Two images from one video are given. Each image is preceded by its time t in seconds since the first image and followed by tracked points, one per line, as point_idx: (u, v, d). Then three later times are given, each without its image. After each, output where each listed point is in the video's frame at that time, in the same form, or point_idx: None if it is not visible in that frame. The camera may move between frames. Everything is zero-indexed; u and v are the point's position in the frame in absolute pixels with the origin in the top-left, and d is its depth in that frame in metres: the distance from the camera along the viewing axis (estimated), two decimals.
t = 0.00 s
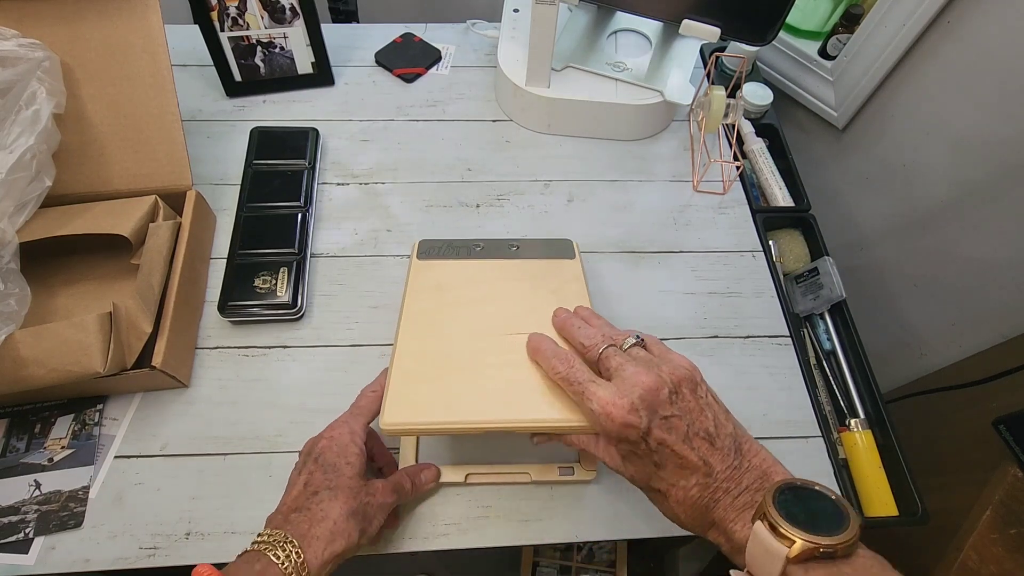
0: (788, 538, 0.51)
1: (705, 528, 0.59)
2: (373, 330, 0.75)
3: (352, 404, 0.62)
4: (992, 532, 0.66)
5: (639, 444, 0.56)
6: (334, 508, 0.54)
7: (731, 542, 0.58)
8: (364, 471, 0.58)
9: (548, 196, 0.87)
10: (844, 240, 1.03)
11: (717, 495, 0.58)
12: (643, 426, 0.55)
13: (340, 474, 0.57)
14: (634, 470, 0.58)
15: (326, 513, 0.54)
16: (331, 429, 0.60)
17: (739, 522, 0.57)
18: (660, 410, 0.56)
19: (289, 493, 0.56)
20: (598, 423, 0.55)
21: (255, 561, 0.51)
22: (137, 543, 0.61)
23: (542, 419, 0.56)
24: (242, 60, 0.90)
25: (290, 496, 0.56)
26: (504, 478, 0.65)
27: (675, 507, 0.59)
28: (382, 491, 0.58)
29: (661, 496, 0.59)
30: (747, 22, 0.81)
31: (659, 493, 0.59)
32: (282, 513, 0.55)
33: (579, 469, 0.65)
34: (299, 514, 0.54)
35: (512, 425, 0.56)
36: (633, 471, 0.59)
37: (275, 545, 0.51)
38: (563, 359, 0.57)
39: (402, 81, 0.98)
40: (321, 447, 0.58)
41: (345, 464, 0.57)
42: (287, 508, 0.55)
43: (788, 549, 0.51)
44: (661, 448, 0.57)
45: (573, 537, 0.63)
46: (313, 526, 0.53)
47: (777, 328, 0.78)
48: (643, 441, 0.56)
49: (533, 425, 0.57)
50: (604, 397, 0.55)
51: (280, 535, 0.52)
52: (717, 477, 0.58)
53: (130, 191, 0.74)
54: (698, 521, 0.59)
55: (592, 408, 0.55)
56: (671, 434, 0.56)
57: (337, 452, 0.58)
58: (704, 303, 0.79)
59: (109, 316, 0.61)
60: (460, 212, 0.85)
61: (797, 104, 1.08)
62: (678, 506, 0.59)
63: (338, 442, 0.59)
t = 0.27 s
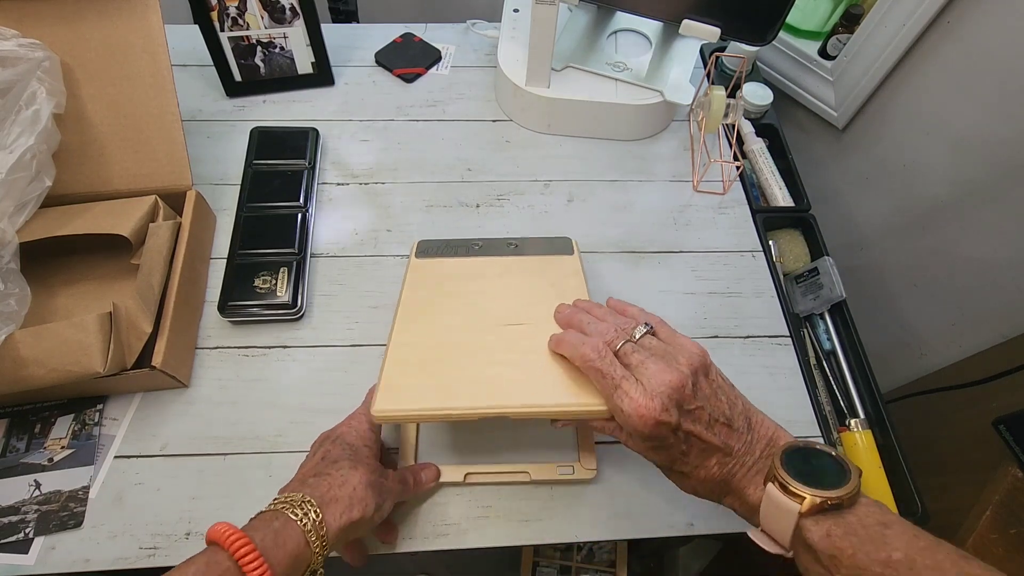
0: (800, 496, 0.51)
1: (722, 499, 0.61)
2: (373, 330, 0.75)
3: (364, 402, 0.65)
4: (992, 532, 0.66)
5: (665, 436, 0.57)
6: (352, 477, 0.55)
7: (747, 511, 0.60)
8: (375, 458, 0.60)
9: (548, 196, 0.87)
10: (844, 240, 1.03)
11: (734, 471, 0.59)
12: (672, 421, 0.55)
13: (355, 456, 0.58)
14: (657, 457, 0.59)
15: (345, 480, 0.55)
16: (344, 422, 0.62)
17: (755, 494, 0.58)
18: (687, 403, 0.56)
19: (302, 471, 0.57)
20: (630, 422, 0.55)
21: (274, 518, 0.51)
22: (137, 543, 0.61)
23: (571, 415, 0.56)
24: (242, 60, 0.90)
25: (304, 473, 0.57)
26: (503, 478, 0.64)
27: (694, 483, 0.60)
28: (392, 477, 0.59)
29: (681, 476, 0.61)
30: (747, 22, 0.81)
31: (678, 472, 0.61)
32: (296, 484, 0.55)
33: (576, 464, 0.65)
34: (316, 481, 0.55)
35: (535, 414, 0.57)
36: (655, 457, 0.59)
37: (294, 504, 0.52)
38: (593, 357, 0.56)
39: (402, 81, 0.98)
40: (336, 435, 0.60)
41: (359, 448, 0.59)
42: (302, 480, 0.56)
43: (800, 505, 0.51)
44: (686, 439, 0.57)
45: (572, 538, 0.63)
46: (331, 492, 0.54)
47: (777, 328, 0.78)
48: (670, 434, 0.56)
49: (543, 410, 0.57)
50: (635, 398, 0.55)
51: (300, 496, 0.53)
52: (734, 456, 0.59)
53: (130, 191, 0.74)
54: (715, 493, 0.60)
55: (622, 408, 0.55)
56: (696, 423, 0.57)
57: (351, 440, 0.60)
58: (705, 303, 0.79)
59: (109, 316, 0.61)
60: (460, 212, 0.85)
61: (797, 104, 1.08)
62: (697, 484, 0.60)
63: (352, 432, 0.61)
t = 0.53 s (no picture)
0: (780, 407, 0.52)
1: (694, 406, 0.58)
2: (373, 330, 0.75)
3: (365, 397, 0.66)
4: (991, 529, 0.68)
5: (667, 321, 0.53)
6: (362, 459, 0.56)
7: (717, 431, 0.57)
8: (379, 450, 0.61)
9: (548, 196, 0.87)
10: (844, 240, 1.03)
11: (718, 378, 0.57)
12: (682, 300, 0.52)
13: (362, 443, 0.60)
14: (647, 345, 0.55)
15: (356, 462, 0.56)
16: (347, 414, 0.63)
17: (738, 410, 0.56)
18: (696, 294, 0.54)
19: (309, 456, 0.58)
20: (648, 289, 0.51)
21: (290, 492, 0.51)
22: (137, 543, 0.61)
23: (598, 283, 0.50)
24: (242, 60, 0.90)
25: (311, 457, 0.57)
26: (503, 477, 0.64)
27: (671, 387, 0.58)
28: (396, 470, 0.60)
29: (662, 376, 0.57)
30: (746, 22, 0.81)
31: (659, 369, 0.57)
32: (306, 465, 0.56)
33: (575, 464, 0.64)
34: (326, 462, 0.56)
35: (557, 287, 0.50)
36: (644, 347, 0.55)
37: (309, 480, 0.52)
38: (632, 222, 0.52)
39: (402, 81, 0.98)
40: (342, 426, 0.61)
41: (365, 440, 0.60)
42: (310, 464, 0.56)
43: (788, 423, 0.52)
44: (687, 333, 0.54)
45: (572, 538, 0.63)
46: (343, 472, 0.54)
47: (777, 328, 0.78)
48: (677, 318, 0.53)
49: (562, 286, 0.50)
50: (662, 263, 0.51)
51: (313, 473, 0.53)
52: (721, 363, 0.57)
53: (130, 191, 0.74)
54: (691, 399, 0.57)
55: (646, 274, 0.51)
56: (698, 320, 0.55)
57: (357, 428, 0.62)
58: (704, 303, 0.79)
59: (109, 316, 0.61)
60: (460, 212, 0.85)
61: (797, 104, 1.08)
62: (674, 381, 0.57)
63: (357, 422, 0.62)
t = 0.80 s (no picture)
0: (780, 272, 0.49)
1: (685, 263, 0.51)
2: (372, 330, 0.75)
3: (367, 396, 0.66)
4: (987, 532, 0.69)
5: (659, 156, 0.51)
6: (368, 459, 0.56)
7: (709, 301, 0.51)
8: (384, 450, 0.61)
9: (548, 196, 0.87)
10: (844, 240, 1.03)
11: (709, 237, 0.52)
12: (674, 134, 0.52)
13: (367, 444, 0.60)
14: (638, 163, 0.51)
15: (362, 461, 0.56)
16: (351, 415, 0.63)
17: (732, 270, 0.51)
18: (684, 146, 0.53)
19: (314, 457, 0.58)
20: (647, 104, 0.51)
21: (299, 491, 0.51)
22: (137, 543, 0.61)
23: (593, 91, 0.52)
24: (242, 60, 0.90)
25: (316, 458, 0.57)
26: (504, 477, 0.64)
27: (662, 221, 0.51)
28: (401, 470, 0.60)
29: (651, 203, 0.51)
30: (746, 22, 0.81)
31: (649, 215, 0.52)
32: (312, 466, 0.56)
33: (575, 463, 0.64)
34: (331, 462, 0.55)
35: (551, 100, 0.52)
36: (637, 180, 0.51)
37: (316, 479, 0.52)
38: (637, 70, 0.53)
39: (402, 81, 0.98)
40: (346, 427, 0.61)
41: (370, 441, 0.60)
42: (315, 463, 0.56)
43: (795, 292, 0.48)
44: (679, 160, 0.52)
45: (573, 538, 0.63)
46: (350, 471, 0.54)
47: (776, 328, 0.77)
48: (670, 151, 0.52)
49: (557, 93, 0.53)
50: (658, 91, 0.52)
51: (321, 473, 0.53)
52: (712, 226, 0.53)
53: (130, 191, 0.75)
54: (682, 255, 0.51)
55: (643, 95, 0.52)
56: (687, 172, 0.52)
57: (361, 429, 0.62)
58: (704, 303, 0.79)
59: (109, 316, 0.61)
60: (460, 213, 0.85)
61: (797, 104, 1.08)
62: (666, 217, 0.51)
63: (361, 422, 0.62)
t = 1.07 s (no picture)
0: (722, 230, 0.50)
1: (630, 222, 0.53)
2: (372, 330, 0.75)
3: (365, 396, 0.66)
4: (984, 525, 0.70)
5: (609, 118, 0.53)
6: (367, 463, 0.56)
7: (654, 254, 0.52)
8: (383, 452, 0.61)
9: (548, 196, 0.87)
10: (843, 240, 1.03)
11: (658, 195, 0.53)
12: (624, 99, 0.53)
13: (366, 446, 0.59)
14: (592, 128, 0.53)
15: (361, 464, 0.56)
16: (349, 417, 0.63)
17: (677, 227, 0.52)
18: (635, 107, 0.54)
19: (313, 461, 0.58)
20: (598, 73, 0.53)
21: (300, 497, 0.50)
22: (137, 543, 0.61)
23: (557, 49, 0.54)
24: (242, 60, 0.90)
25: (315, 462, 0.57)
26: (503, 472, 0.64)
27: (612, 184, 0.54)
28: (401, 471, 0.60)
29: (602, 167, 0.54)
30: (747, 22, 0.81)
31: (600, 175, 0.54)
32: (311, 470, 0.56)
33: (574, 456, 0.65)
34: (331, 467, 0.55)
35: (522, 55, 0.53)
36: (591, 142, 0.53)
37: (317, 485, 0.52)
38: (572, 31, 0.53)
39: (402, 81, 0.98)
40: (344, 431, 0.61)
41: (369, 444, 0.60)
42: (316, 468, 0.56)
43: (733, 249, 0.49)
44: (632, 124, 0.54)
45: (574, 537, 0.63)
46: (349, 475, 0.54)
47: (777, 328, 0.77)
48: (621, 114, 0.53)
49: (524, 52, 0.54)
50: (605, 55, 0.53)
51: (320, 478, 0.53)
52: (662, 186, 0.54)
53: (130, 191, 0.75)
54: (630, 213, 0.53)
55: (588, 61, 0.53)
56: (638, 134, 0.54)
57: (359, 431, 0.61)
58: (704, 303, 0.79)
59: (109, 316, 0.61)
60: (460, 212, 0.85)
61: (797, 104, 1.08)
62: (613, 179, 0.53)
63: (359, 424, 0.62)
